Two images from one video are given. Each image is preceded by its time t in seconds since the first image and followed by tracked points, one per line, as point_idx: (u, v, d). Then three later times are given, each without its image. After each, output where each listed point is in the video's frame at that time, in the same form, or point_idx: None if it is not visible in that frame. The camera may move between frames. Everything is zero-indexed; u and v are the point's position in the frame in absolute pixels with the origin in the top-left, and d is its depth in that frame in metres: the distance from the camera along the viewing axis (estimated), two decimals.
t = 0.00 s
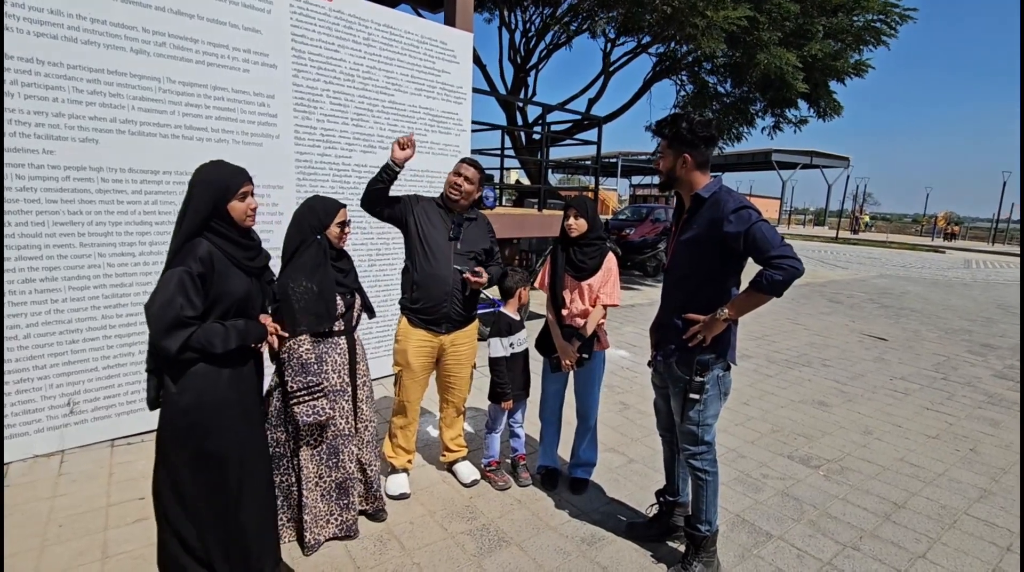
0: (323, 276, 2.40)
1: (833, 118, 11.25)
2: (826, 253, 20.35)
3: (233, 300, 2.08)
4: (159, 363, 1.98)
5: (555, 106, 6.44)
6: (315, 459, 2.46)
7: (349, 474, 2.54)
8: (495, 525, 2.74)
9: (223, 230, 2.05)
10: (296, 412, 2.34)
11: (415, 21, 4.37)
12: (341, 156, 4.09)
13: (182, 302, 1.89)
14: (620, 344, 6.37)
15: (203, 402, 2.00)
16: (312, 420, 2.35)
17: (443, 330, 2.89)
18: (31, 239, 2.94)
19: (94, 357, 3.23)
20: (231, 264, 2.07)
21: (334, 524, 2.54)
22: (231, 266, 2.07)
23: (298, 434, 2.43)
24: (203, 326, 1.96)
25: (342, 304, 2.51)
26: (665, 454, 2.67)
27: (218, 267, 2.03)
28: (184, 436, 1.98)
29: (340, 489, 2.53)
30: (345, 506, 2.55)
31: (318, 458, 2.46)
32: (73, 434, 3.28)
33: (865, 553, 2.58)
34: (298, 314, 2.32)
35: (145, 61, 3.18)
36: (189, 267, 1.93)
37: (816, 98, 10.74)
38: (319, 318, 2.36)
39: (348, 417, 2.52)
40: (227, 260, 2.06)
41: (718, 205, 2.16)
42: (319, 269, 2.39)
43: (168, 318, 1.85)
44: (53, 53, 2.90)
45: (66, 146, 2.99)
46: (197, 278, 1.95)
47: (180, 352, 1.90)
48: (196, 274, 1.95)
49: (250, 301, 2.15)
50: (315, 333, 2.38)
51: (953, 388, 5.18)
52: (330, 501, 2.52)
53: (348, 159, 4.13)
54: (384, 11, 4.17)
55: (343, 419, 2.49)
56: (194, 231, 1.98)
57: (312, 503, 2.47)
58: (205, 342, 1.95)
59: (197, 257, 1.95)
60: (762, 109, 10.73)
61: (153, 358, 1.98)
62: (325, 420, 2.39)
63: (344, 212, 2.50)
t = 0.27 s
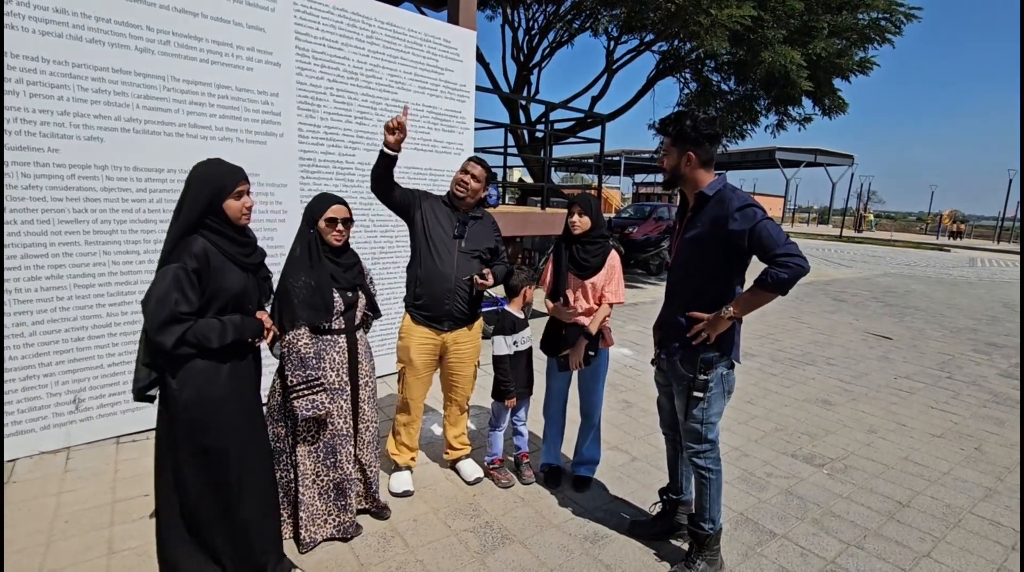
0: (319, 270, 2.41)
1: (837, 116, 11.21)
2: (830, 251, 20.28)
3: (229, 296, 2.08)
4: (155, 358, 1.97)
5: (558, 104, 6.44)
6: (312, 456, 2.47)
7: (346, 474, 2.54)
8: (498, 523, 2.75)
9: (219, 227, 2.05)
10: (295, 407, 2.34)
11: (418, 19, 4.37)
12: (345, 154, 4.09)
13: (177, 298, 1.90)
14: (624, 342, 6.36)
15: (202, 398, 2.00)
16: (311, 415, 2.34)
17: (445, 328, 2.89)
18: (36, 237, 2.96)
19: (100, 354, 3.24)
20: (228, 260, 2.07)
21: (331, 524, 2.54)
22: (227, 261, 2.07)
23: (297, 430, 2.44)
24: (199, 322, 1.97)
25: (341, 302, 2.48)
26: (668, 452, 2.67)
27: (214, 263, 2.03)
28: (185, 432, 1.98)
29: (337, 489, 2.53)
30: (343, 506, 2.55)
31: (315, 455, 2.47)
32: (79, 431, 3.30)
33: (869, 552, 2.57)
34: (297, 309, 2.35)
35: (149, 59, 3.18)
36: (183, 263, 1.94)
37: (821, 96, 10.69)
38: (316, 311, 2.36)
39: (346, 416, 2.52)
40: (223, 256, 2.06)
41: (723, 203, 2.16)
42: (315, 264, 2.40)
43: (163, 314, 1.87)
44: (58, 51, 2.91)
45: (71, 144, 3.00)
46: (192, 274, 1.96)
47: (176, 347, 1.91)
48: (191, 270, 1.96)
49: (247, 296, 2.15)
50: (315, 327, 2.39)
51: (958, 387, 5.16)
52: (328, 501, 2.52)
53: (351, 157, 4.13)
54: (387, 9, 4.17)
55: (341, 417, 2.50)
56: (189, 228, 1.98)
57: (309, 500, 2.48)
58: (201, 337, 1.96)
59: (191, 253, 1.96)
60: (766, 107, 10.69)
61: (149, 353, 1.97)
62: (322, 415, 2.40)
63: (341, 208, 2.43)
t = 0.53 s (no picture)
0: (317, 261, 2.47)
1: (841, 114, 11.17)
2: (835, 250, 20.20)
3: (231, 292, 2.09)
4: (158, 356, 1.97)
5: (562, 103, 6.43)
6: (309, 452, 2.46)
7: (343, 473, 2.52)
8: (501, 521, 2.75)
9: (220, 223, 2.05)
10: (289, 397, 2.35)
11: (421, 18, 4.37)
12: (348, 152, 4.09)
13: (180, 294, 1.91)
14: (627, 341, 6.36)
15: (205, 396, 2.00)
16: (301, 407, 2.34)
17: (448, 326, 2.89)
18: (42, 236, 2.97)
19: (105, 352, 3.25)
20: (230, 257, 2.08)
21: (326, 523, 2.52)
22: (229, 258, 2.08)
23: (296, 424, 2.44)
24: (203, 318, 1.98)
25: (338, 297, 2.47)
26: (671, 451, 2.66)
27: (216, 259, 2.04)
28: (188, 429, 2.00)
29: (333, 487, 2.52)
30: (339, 506, 2.53)
31: (312, 451, 2.46)
32: (85, 428, 3.31)
33: (873, 552, 2.57)
34: (294, 299, 2.41)
35: (154, 58, 3.19)
36: (186, 260, 1.94)
37: (825, 93, 10.64)
38: (311, 301, 2.41)
39: (343, 414, 2.52)
40: (224, 253, 2.06)
41: (726, 200, 2.15)
42: (311, 255, 2.47)
43: (167, 311, 1.87)
44: (63, 50, 2.91)
45: (76, 142, 3.01)
46: (195, 270, 1.96)
47: (181, 343, 1.92)
48: (194, 266, 1.96)
49: (249, 292, 2.16)
50: (314, 317, 2.43)
51: (963, 386, 5.14)
52: (324, 498, 2.51)
53: (355, 156, 4.14)
54: (390, 7, 4.17)
55: (338, 416, 2.50)
56: (191, 225, 1.98)
57: (305, 497, 2.46)
58: (205, 333, 1.97)
59: (194, 250, 1.96)
60: (770, 105, 10.65)
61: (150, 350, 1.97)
62: (315, 409, 2.38)
63: (340, 204, 2.41)
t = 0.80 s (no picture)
0: (324, 256, 2.49)
1: (846, 112, 11.12)
2: (839, 248, 20.13)
3: (237, 289, 2.09)
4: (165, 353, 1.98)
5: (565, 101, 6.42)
6: (310, 444, 2.50)
7: (341, 468, 2.54)
8: (504, 518, 2.76)
9: (225, 221, 2.05)
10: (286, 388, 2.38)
11: (425, 16, 4.37)
12: (352, 150, 4.10)
13: (186, 292, 1.92)
14: (630, 339, 6.36)
15: (210, 394, 2.02)
16: (295, 399, 2.36)
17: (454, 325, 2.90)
18: (48, 234, 2.98)
19: (110, 349, 3.27)
20: (235, 254, 2.09)
21: (324, 517, 2.54)
22: (235, 255, 2.08)
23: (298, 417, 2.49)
24: (209, 315, 1.98)
25: (342, 292, 2.50)
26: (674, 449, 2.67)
27: (221, 257, 2.04)
28: (193, 427, 2.01)
29: (332, 481, 2.55)
30: (337, 500, 2.55)
31: (312, 444, 2.50)
32: (91, 425, 3.33)
33: (877, 550, 2.56)
34: (302, 293, 2.43)
35: (159, 57, 3.20)
36: (191, 258, 1.95)
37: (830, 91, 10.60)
38: (316, 295, 2.43)
39: (343, 409, 2.54)
40: (230, 250, 2.07)
41: (722, 202, 2.16)
42: (320, 251, 2.50)
43: (173, 308, 1.88)
44: (68, 48, 2.92)
45: (81, 141, 3.03)
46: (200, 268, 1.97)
47: (187, 340, 1.93)
48: (199, 264, 1.97)
49: (255, 289, 2.16)
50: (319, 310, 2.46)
51: (968, 385, 5.12)
52: (323, 492, 2.54)
53: (358, 154, 4.14)
54: (394, 5, 4.17)
55: (337, 410, 2.52)
56: (196, 223, 1.99)
57: (304, 489, 2.50)
58: (211, 330, 1.98)
59: (199, 247, 1.97)
60: (774, 102, 10.62)
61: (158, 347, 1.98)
62: (309, 401, 2.40)
63: (349, 203, 2.42)
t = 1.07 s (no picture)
0: (335, 253, 2.53)
1: (850, 110, 11.08)
2: (843, 247, 20.06)
3: (243, 288, 2.10)
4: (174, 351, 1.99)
5: (568, 99, 6.42)
6: (319, 435, 2.59)
7: (349, 461, 2.61)
8: (507, 516, 2.76)
9: (230, 220, 2.06)
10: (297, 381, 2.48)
11: (428, 14, 4.37)
12: (355, 149, 4.10)
13: (192, 290, 1.93)
14: (633, 338, 6.36)
15: (216, 392, 2.03)
16: (304, 391, 2.46)
17: (458, 323, 2.91)
18: (53, 232, 3.00)
19: (115, 347, 3.29)
20: (241, 252, 2.09)
21: (333, 505, 2.64)
22: (240, 254, 2.09)
23: (308, 409, 2.58)
24: (215, 313, 1.99)
25: (348, 288, 2.52)
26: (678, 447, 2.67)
27: (227, 256, 2.05)
28: (201, 425, 2.04)
29: (340, 472, 2.63)
30: (345, 491, 2.63)
31: (321, 436, 2.59)
32: (96, 422, 3.35)
33: (879, 549, 2.56)
34: (316, 287, 2.49)
35: (163, 56, 3.21)
36: (197, 256, 1.96)
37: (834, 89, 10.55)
38: (324, 290, 2.49)
39: (349, 404, 2.57)
40: (235, 248, 2.07)
41: (722, 204, 2.15)
42: (331, 248, 2.53)
43: (180, 306, 1.89)
44: (72, 47, 2.93)
45: (86, 139, 3.04)
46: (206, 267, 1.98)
47: (194, 338, 1.94)
48: (205, 262, 1.98)
49: (261, 288, 2.16)
50: (328, 306, 2.52)
51: (972, 384, 5.11)
52: (332, 481, 2.63)
53: (361, 153, 4.15)
54: (397, 3, 4.17)
55: (343, 405, 2.56)
56: (203, 221, 2.00)
57: (314, 477, 2.61)
58: (218, 328, 1.99)
59: (204, 246, 1.98)
60: (778, 100, 10.58)
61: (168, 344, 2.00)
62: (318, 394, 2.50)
63: (361, 200, 2.43)
